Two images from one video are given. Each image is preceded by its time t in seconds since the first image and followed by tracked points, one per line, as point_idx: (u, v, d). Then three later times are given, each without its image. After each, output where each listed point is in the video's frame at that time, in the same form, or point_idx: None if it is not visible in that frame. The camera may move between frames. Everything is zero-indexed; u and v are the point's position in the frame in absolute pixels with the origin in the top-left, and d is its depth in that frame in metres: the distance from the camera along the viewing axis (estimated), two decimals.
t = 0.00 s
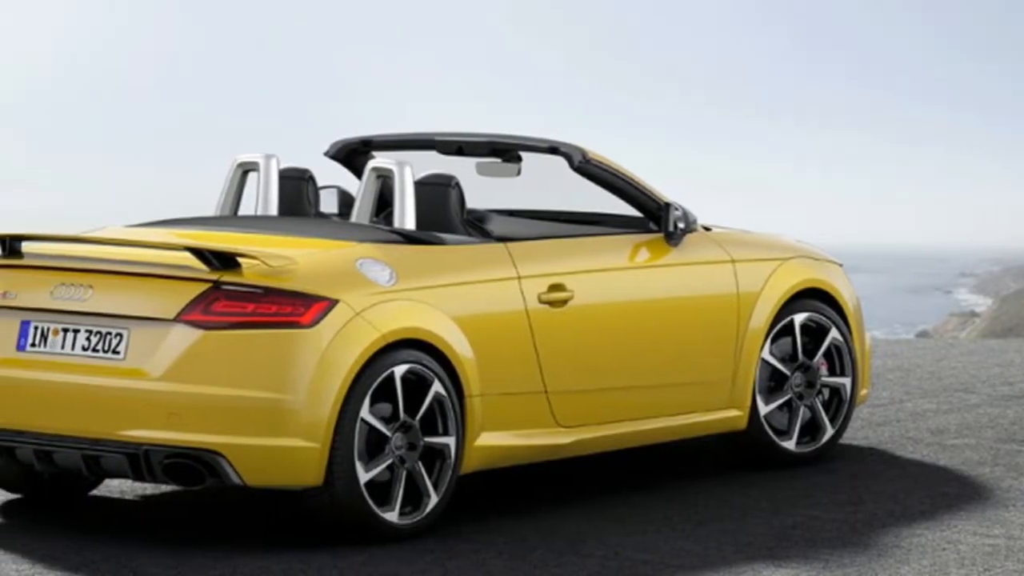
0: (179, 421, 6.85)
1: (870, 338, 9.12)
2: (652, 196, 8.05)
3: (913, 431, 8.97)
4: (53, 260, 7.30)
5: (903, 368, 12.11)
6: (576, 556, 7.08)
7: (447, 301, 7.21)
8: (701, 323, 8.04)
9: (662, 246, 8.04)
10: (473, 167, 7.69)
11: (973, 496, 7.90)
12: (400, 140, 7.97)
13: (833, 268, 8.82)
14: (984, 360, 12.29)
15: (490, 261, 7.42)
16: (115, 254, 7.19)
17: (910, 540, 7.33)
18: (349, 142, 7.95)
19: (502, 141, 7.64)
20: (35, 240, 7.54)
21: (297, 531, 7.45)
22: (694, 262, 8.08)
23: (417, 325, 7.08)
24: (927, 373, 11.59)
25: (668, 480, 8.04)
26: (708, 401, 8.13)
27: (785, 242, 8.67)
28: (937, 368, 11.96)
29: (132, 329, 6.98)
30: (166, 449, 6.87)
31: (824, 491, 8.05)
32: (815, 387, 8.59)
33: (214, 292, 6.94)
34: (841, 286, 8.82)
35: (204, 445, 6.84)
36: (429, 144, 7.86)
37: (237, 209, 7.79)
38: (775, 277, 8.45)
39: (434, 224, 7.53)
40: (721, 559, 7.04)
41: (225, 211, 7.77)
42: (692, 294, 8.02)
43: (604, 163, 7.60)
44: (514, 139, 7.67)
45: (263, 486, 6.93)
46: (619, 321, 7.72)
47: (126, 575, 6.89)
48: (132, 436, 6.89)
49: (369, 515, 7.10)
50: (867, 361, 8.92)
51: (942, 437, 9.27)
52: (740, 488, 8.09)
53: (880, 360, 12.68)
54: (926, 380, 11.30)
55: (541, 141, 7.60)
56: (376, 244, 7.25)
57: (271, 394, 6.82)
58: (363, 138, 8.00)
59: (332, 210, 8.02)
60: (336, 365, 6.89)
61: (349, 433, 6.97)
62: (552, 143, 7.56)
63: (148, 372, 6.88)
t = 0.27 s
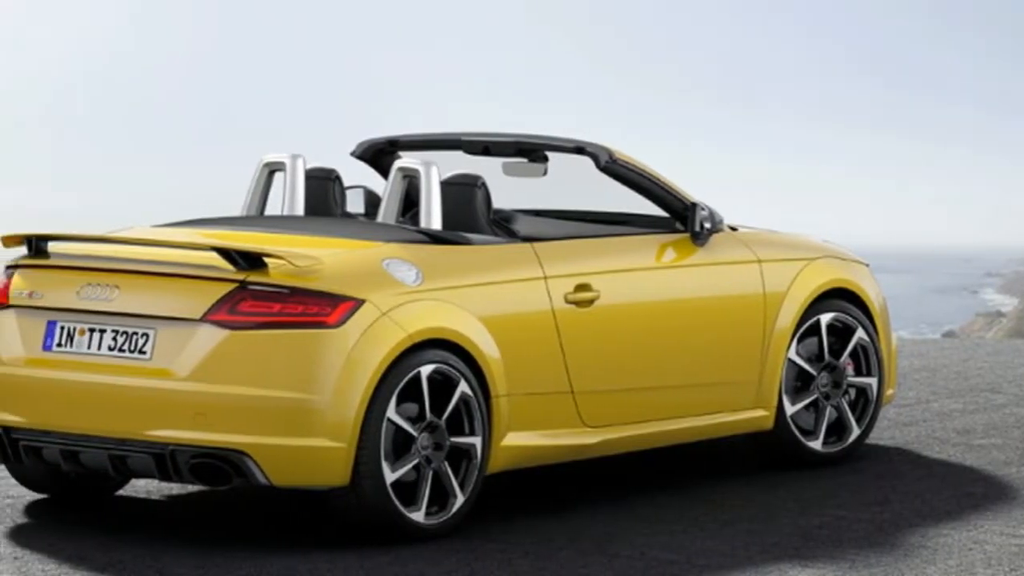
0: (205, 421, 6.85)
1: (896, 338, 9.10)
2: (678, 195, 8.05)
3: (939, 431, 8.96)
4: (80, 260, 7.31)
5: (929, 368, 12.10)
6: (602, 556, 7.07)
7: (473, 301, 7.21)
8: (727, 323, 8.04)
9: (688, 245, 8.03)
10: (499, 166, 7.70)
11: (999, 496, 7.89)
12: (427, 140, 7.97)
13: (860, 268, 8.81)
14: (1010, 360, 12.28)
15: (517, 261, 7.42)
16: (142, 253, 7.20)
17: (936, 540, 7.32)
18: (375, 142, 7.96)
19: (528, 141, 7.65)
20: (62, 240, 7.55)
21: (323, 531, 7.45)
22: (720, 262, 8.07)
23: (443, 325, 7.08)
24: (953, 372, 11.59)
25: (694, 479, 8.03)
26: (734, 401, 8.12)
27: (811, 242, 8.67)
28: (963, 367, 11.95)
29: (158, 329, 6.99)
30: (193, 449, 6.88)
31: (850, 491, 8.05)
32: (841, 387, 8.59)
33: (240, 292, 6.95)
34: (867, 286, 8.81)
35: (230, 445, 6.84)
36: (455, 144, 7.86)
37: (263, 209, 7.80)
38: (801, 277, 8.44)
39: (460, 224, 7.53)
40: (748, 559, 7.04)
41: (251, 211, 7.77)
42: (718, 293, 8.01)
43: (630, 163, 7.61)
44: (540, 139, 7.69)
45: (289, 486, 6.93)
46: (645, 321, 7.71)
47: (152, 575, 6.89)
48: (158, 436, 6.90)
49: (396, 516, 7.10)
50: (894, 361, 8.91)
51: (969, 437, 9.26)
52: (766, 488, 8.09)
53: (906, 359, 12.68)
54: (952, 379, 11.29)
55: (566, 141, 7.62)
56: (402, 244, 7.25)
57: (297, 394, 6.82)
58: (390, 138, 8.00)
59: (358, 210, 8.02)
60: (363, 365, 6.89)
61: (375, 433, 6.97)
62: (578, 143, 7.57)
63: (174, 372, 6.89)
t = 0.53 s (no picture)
0: (228, 421, 6.85)
1: (919, 338, 9.10)
2: (701, 195, 8.04)
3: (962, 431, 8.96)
4: (102, 259, 7.31)
5: (951, 368, 12.09)
6: (626, 556, 7.07)
7: (496, 301, 7.21)
8: (750, 323, 8.03)
9: (711, 245, 8.03)
10: (522, 166, 7.70)
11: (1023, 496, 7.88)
12: (450, 140, 7.98)
13: (883, 268, 8.80)
14: None
15: (540, 260, 7.42)
16: (165, 253, 7.21)
17: (959, 540, 7.32)
18: (399, 142, 7.96)
19: (552, 141, 7.65)
20: (85, 240, 7.56)
21: (345, 532, 7.45)
22: (743, 262, 8.07)
23: (466, 325, 7.08)
24: (976, 373, 11.58)
25: (716, 479, 8.03)
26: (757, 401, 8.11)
27: (834, 242, 8.66)
28: (986, 367, 11.95)
29: (181, 328, 6.99)
30: (216, 449, 6.87)
31: (872, 492, 8.04)
32: (864, 387, 8.59)
33: (263, 292, 6.95)
34: (890, 286, 8.80)
35: (254, 445, 6.84)
36: (478, 144, 7.87)
37: (286, 209, 7.81)
38: (824, 277, 8.44)
39: (483, 224, 7.53)
40: (772, 559, 7.03)
41: (275, 211, 7.78)
42: (741, 293, 8.01)
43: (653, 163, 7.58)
44: (563, 139, 7.70)
45: (312, 486, 6.93)
46: (668, 321, 7.71)
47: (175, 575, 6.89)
48: (181, 436, 6.90)
49: (419, 516, 7.10)
50: (917, 362, 8.90)
51: (992, 437, 9.26)
52: (788, 488, 8.08)
53: (929, 359, 12.67)
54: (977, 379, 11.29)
55: (590, 141, 7.61)
56: (425, 244, 7.24)
57: (321, 393, 6.82)
58: (412, 138, 8.01)
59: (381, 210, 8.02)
60: (386, 365, 6.89)
61: (399, 433, 6.97)
62: (601, 142, 7.56)
63: (197, 372, 6.90)
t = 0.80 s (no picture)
0: (255, 421, 6.85)
1: (945, 337, 9.09)
2: (728, 195, 8.04)
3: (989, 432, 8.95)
4: (129, 260, 7.32)
5: (978, 368, 12.12)
6: (652, 556, 7.07)
7: (523, 301, 7.21)
8: (777, 323, 8.03)
9: (738, 245, 8.03)
10: (549, 166, 7.71)
11: None
12: (477, 141, 7.99)
13: (909, 268, 8.80)
14: None
15: (566, 260, 7.42)
16: (192, 253, 7.21)
17: (986, 541, 7.31)
18: (425, 142, 7.97)
19: (578, 141, 7.66)
20: (112, 240, 7.56)
21: (372, 531, 7.45)
22: (770, 262, 8.07)
23: (492, 325, 7.08)
24: (1003, 373, 11.59)
25: (742, 479, 8.03)
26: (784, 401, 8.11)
27: (861, 242, 8.65)
28: (1013, 367, 11.95)
29: (208, 329, 6.99)
30: (243, 449, 6.87)
31: (898, 492, 8.03)
32: (891, 387, 8.59)
33: (290, 292, 6.95)
34: (917, 286, 8.80)
35: (281, 445, 6.84)
36: (505, 144, 7.87)
37: (313, 209, 7.82)
38: (851, 277, 8.43)
39: (510, 224, 7.53)
40: (800, 559, 7.03)
41: (302, 211, 7.79)
42: (768, 293, 8.00)
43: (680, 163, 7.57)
44: (591, 139, 7.68)
45: (339, 486, 6.93)
46: (695, 321, 7.71)
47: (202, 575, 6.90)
48: (208, 436, 6.90)
49: (446, 516, 7.10)
50: (943, 362, 8.90)
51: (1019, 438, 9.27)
52: (813, 488, 8.08)
53: (955, 360, 12.68)
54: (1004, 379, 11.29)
55: (617, 141, 7.60)
56: (451, 244, 7.24)
57: (348, 393, 6.83)
58: (439, 138, 8.02)
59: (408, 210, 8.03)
60: (413, 365, 6.89)
61: (426, 434, 6.97)
62: (628, 142, 7.54)
63: (224, 372, 6.90)
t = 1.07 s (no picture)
0: (282, 421, 6.85)
1: (971, 338, 9.09)
2: (754, 196, 8.04)
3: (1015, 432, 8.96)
4: (155, 259, 7.32)
5: (1004, 369, 12.15)
6: (678, 556, 7.06)
7: (549, 300, 7.22)
8: (803, 323, 8.02)
9: (764, 246, 8.03)
10: (575, 166, 7.72)
11: None
12: (503, 141, 8.01)
13: (935, 268, 8.80)
14: None
15: (593, 260, 7.42)
16: (218, 253, 7.21)
17: (1012, 541, 7.30)
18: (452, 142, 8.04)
19: (604, 141, 7.67)
20: (138, 240, 7.57)
21: (398, 531, 7.45)
22: (796, 262, 8.07)
23: (519, 324, 7.08)
24: None
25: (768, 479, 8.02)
26: (810, 401, 8.11)
27: (886, 242, 8.66)
28: None
29: (234, 329, 7.00)
30: (269, 449, 6.87)
31: (923, 492, 8.03)
32: (918, 387, 8.59)
33: (316, 292, 6.95)
34: (943, 286, 8.80)
35: (308, 445, 6.84)
36: (531, 144, 7.89)
37: (339, 209, 7.86)
38: (877, 277, 8.44)
39: (537, 224, 7.53)
40: (826, 559, 7.02)
41: (328, 211, 7.83)
42: (794, 294, 8.01)
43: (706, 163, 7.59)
44: (617, 139, 7.69)
45: (366, 486, 6.92)
46: (721, 321, 7.71)
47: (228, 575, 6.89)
48: (234, 436, 6.90)
49: (472, 516, 7.10)
50: (969, 362, 8.91)
51: None
52: (838, 488, 8.07)
53: (980, 361, 12.70)
54: None
55: (643, 141, 7.61)
56: (477, 244, 7.24)
57: (375, 393, 6.82)
58: (465, 139, 8.08)
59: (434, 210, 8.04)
60: (440, 365, 6.88)
61: (452, 433, 6.96)
62: (654, 143, 7.56)
63: (250, 372, 6.90)
